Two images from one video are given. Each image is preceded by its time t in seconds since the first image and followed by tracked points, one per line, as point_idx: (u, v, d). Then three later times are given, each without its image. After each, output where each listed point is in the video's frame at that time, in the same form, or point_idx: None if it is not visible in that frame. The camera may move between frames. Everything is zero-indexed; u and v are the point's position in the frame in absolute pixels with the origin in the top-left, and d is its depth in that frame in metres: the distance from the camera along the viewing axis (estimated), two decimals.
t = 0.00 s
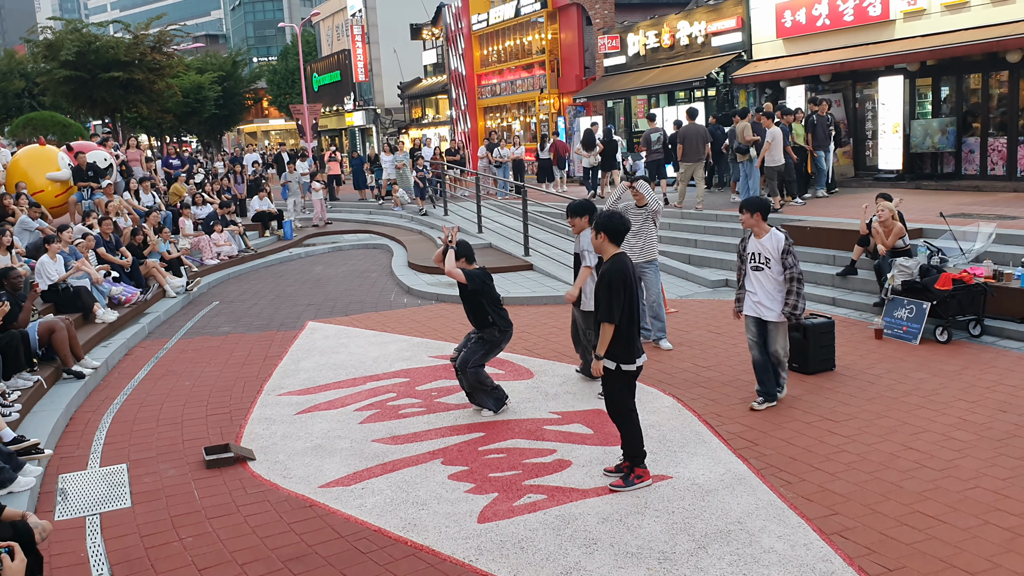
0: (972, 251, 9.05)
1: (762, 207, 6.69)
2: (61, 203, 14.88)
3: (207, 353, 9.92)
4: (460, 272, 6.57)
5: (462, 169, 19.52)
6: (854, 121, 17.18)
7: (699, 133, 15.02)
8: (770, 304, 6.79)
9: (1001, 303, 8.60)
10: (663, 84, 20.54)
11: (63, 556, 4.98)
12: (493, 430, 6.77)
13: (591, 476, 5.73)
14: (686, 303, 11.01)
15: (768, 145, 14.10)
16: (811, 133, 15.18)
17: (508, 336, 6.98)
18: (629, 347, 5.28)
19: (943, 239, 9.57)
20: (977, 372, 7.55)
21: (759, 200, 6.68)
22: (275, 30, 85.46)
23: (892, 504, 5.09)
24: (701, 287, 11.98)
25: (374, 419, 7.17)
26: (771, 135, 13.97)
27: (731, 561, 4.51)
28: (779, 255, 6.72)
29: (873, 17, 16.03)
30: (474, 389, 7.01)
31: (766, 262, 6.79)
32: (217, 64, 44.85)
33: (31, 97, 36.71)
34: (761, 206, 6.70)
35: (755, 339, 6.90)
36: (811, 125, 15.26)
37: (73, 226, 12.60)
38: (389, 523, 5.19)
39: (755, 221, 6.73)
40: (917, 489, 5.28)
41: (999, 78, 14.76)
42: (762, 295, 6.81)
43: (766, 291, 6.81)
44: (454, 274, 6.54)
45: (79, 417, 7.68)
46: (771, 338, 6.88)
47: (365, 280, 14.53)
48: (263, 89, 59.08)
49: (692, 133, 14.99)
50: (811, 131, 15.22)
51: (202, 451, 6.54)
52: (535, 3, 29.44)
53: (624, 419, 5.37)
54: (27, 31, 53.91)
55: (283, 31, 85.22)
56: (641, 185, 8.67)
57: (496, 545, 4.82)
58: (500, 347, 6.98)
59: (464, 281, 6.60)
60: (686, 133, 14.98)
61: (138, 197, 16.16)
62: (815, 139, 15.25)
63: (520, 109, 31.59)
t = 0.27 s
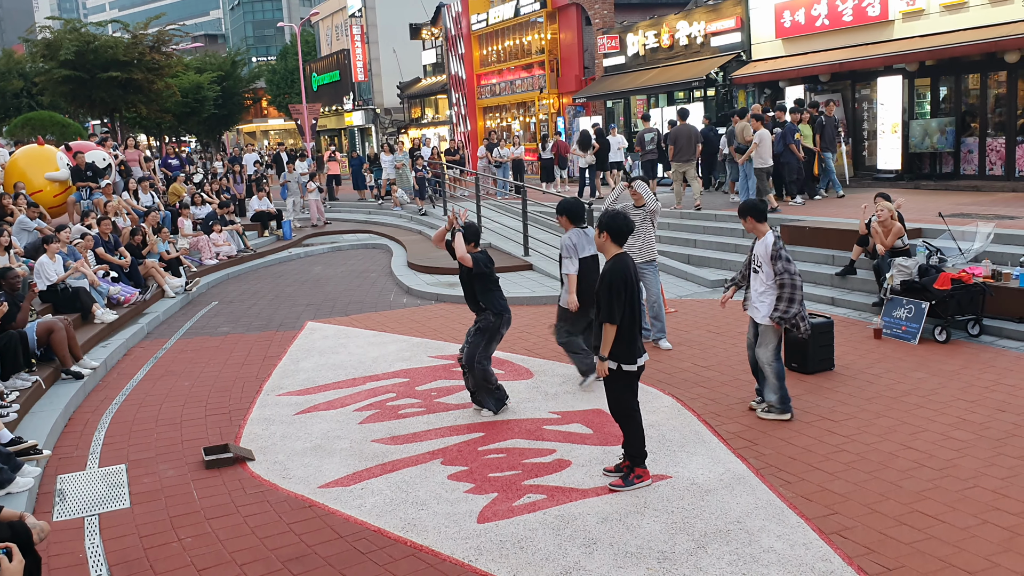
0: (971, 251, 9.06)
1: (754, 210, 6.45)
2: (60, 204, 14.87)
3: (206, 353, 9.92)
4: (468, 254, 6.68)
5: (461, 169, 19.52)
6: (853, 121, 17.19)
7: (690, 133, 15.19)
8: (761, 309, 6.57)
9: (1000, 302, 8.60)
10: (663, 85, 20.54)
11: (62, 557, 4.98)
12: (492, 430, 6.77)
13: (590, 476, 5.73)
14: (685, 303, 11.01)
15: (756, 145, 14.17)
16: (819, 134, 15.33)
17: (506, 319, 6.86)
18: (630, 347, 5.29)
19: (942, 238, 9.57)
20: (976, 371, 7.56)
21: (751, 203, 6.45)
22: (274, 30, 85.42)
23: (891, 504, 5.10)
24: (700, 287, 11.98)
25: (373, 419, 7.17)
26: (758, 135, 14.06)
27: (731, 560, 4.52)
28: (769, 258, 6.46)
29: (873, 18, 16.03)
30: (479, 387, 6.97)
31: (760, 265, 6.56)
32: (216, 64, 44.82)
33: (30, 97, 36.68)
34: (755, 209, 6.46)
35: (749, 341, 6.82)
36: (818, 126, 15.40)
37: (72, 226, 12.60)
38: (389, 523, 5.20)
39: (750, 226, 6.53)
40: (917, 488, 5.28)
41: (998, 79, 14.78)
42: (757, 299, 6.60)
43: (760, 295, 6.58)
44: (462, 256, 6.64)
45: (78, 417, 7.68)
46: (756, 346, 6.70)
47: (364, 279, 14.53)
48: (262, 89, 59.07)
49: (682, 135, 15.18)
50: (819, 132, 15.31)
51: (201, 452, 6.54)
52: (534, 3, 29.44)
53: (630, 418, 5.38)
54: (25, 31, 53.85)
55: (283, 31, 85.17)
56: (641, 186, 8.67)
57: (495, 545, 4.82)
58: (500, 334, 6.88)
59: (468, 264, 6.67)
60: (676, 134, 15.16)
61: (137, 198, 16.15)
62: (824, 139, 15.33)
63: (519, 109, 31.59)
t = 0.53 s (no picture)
0: (971, 250, 9.06)
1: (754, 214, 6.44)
2: (59, 203, 14.87)
3: (206, 353, 9.92)
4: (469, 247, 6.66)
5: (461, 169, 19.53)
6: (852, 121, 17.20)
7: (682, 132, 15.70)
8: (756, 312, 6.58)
9: (1000, 302, 8.60)
10: (662, 84, 20.55)
11: (62, 557, 4.97)
12: (492, 430, 6.76)
13: (590, 476, 5.73)
14: (684, 302, 11.01)
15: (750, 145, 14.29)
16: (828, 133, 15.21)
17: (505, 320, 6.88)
18: (631, 348, 5.29)
19: (941, 238, 9.58)
20: (976, 371, 7.56)
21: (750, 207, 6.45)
22: (274, 30, 85.40)
23: (891, 503, 5.10)
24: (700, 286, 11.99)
25: (373, 419, 7.17)
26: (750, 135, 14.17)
27: (731, 560, 4.52)
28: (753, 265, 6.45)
29: (872, 17, 16.04)
30: (481, 388, 7.00)
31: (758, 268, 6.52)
32: (215, 64, 44.79)
33: (30, 97, 36.67)
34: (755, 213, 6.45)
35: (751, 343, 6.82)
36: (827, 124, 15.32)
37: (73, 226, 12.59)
38: (389, 523, 5.20)
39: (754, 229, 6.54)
40: (917, 488, 5.28)
41: (997, 78, 14.78)
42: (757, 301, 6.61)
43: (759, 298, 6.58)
44: (465, 255, 6.64)
45: (78, 417, 7.68)
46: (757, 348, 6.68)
47: (363, 279, 14.53)
48: (261, 89, 59.06)
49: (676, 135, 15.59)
50: (828, 131, 15.28)
51: (201, 451, 6.53)
52: (534, 3, 29.44)
53: (631, 418, 5.38)
54: (25, 30, 53.79)
55: (282, 31, 85.14)
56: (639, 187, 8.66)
57: (495, 544, 4.82)
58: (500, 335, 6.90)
59: (472, 260, 6.68)
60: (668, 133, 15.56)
61: (136, 198, 16.13)
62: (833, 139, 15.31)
63: (519, 109, 31.59)
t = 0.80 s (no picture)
0: (971, 250, 9.05)
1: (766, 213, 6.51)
2: (59, 204, 14.86)
3: (206, 354, 9.92)
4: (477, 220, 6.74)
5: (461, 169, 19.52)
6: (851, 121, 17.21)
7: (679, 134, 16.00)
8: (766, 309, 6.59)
9: (999, 302, 8.60)
10: (661, 84, 20.55)
11: (62, 558, 4.97)
12: (492, 430, 6.76)
13: (590, 476, 5.73)
14: (684, 303, 11.01)
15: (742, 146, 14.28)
16: (835, 133, 15.05)
17: (510, 292, 7.09)
18: (632, 349, 5.28)
19: (941, 238, 9.58)
20: (976, 371, 7.56)
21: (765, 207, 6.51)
22: (273, 30, 85.39)
23: (891, 503, 5.10)
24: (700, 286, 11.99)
25: (373, 419, 7.17)
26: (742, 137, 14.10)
27: (732, 560, 4.52)
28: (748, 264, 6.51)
29: (871, 17, 16.05)
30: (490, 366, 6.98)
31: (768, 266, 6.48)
32: (214, 65, 44.76)
33: (29, 97, 36.67)
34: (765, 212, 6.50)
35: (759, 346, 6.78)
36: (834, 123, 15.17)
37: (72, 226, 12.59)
38: (389, 523, 5.19)
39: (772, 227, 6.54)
40: (917, 488, 5.28)
41: (997, 78, 14.78)
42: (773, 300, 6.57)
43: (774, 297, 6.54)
44: (472, 226, 6.69)
45: (78, 417, 7.68)
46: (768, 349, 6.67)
47: (363, 280, 14.53)
48: (261, 89, 59.04)
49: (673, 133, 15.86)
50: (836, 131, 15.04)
51: (201, 452, 6.53)
52: (533, 3, 29.43)
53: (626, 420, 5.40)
54: (24, 30, 53.76)
55: (282, 31, 85.12)
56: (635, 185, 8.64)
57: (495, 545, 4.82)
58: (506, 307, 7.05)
59: (479, 232, 6.75)
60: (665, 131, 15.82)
61: (136, 198, 16.12)
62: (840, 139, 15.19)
63: (519, 109, 31.59)
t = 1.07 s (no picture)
0: (970, 250, 9.05)
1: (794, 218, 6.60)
2: (57, 204, 14.84)
3: (205, 354, 9.92)
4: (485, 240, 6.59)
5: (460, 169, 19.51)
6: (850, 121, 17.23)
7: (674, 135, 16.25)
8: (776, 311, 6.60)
9: (998, 301, 8.60)
10: (660, 84, 20.55)
11: (61, 558, 4.96)
12: (492, 430, 6.76)
13: (590, 476, 5.73)
14: (683, 302, 11.00)
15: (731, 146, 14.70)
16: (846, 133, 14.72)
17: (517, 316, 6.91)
18: (629, 354, 5.20)
19: (939, 237, 9.58)
20: (975, 370, 7.56)
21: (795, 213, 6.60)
22: (272, 30, 85.33)
23: (890, 503, 5.10)
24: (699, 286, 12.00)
25: (373, 419, 7.17)
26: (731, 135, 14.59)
27: (732, 560, 4.51)
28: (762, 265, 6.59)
29: (870, 17, 16.06)
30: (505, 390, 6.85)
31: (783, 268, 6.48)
32: (213, 65, 44.70)
33: (27, 97, 36.64)
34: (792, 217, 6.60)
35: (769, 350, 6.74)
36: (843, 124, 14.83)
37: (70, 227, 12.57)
38: (388, 523, 5.19)
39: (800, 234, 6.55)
40: (916, 487, 5.28)
41: (996, 78, 14.79)
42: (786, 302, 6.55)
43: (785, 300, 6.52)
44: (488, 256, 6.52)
45: (76, 418, 7.67)
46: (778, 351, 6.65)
47: (362, 279, 14.53)
48: (260, 89, 59.03)
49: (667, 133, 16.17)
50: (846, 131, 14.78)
51: (200, 452, 6.52)
52: (532, 3, 29.44)
53: (620, 425, 5.33)
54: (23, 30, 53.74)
55: (281, 31, 85.06)
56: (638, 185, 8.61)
57: (495, 545, 4.82)
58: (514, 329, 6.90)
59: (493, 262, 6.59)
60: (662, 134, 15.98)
61: (134, 198, 16.10)
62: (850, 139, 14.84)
63: (517, 109, 31.61)
